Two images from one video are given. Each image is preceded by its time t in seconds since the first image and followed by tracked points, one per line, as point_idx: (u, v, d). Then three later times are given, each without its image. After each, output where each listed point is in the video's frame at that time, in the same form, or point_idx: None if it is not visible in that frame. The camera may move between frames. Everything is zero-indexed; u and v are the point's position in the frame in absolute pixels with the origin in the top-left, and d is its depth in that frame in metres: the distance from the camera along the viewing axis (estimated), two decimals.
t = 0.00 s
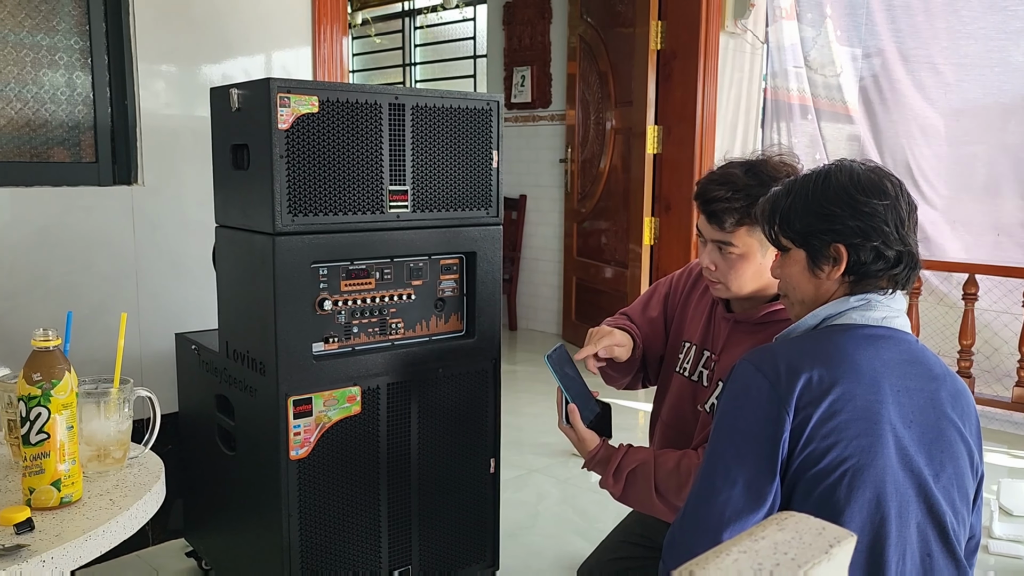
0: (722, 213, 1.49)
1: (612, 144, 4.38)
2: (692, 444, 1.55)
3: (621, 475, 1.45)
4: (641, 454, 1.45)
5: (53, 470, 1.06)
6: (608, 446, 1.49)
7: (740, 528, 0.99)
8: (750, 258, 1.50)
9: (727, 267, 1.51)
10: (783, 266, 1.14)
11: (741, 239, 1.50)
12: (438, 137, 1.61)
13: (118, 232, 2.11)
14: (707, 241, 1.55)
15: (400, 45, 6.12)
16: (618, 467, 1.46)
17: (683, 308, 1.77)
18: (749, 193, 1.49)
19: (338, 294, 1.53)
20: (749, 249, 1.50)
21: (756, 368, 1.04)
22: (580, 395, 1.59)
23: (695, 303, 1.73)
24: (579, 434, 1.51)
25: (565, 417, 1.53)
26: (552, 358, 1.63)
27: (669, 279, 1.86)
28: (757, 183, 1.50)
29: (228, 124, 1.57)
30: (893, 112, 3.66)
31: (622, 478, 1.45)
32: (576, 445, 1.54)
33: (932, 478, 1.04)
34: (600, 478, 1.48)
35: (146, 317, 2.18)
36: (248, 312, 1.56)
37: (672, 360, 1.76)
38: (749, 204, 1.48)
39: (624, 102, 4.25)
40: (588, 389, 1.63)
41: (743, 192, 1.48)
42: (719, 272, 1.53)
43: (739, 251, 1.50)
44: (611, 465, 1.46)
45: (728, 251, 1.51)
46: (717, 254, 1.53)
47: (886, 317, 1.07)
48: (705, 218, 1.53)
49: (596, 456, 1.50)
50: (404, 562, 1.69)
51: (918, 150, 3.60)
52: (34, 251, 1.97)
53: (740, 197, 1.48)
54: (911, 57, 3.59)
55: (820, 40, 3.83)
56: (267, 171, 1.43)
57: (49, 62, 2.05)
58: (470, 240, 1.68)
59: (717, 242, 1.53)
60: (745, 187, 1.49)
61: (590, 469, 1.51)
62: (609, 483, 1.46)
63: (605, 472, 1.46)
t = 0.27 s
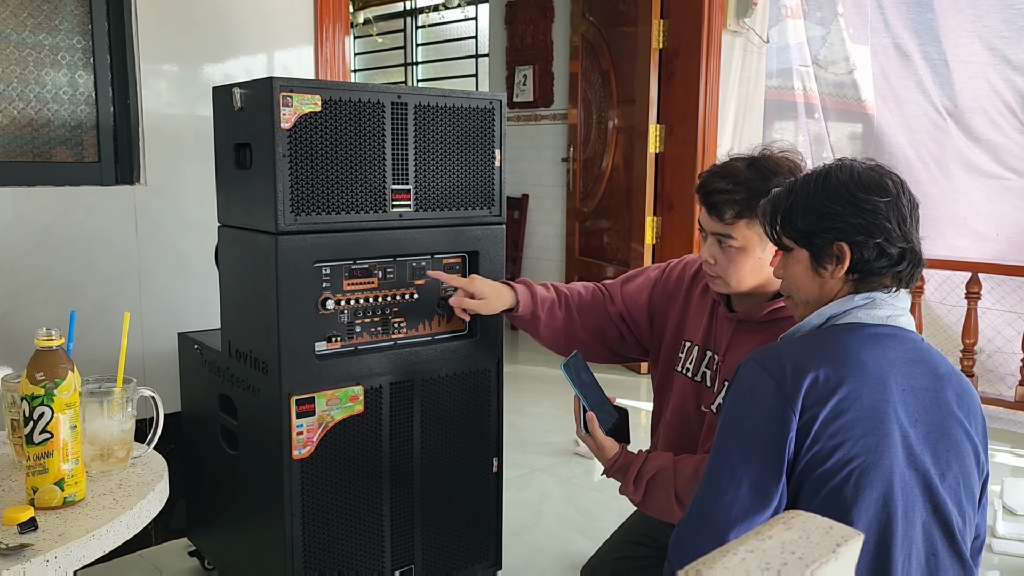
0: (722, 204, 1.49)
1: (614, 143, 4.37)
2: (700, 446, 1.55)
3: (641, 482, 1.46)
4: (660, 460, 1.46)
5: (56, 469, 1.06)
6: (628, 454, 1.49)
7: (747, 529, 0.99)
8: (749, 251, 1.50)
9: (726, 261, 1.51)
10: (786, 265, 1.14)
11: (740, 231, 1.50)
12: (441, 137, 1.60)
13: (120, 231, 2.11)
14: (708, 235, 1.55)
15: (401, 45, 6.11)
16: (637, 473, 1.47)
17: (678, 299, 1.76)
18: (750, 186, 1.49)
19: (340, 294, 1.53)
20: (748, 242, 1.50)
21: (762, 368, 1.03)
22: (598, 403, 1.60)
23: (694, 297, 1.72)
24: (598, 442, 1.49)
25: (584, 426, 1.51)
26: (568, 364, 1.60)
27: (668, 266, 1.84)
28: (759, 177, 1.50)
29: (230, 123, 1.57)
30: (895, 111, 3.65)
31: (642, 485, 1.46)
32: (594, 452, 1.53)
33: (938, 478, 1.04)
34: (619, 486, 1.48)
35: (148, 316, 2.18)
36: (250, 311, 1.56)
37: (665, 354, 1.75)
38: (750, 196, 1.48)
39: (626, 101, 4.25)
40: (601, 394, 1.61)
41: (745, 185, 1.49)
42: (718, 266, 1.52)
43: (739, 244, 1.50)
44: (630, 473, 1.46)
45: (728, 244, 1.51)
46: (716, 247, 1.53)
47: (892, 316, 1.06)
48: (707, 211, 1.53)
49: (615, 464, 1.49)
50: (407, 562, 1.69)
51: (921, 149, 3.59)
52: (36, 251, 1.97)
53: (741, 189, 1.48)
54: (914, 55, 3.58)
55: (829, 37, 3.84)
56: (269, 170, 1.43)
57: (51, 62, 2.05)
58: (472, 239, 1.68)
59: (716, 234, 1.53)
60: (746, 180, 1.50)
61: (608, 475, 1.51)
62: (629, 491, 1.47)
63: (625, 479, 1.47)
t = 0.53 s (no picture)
0: (719, 190, 1.49)
1: (614, 141, 4.37)
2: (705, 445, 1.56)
3: (666, 485, 1.48)
4: (683, 462, 1.49)
5: (55, 466, 1.06)
6: (650, 456, 1.50)
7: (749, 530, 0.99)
8: (744, 241, 1.50)
9: (721, 251, 1.51)
10: (786, 258, 1.13)
11: (736, 220, 1.49)
12: (440, 134, 1.60)
13: (120, 229, 2.10)
14: (703, 224, 1.55)
15: (401, 43, 6.11)
16: (661, 477, 1.49)
17: (665, 294, 1.73)
18: (748, 173, 1.49)
19: (340, 291, 1.53)
20: (743, 231, 1.50)
21: (761, 368, 1.03)
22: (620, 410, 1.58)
23: (684, 295, 1.70)
24: (621, 447, 1.49)
25: (604, 431, 1.50)
26: (586, 367, 1.57)
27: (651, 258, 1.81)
28: (756, 166, 1.50)
29: (229, 121, 1.57)
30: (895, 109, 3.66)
31: (667, 488, 1.48)
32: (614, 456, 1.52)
33: (937, 474, 1.04)
34: (644, 489, 1.50)
35: (148, 314, 2.18)
36: (250, 308, 1.55)
37: (651, 351, 1.73)
38: (747, 182, 1.48)
39: (626, 98, 4.24)
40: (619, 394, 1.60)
41: (741, 171, 1.49)
42: (714, 258, 1.52)
43: (734, 232, 1.50)
44: (654, 478, 1.48)
45: (723, 234, 1.51)
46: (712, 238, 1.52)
47: (889, 312, 1.06)
48: (702, 197, 1.53)
49: (638, 467, 1.50)
50: (407, 560, 1.69)
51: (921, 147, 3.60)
52: (35, 248, 1.97)
53: (739, 175, 1.48)
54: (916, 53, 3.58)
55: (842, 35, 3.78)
56: (269, 167, 1.43)
57: (51, 59, 2.05)
58: (472, 236, 1.68)
59: (712, 223, 1.52)
60: (743, 168, 1.50)
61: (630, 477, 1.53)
62: (654, 494, 1.48)
63: (649, 482, 1.49)
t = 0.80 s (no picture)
0: (714, 189, 1.49)
1: (614, 139, 4.37)
2: (705, 445, 1.57)
3: (667, 488, 1.48)
4: (684, 464, 1.49)
5: (55, 464, 1.06)
6: (650, 460, 1.50)
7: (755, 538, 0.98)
8: (739, 240, 1.50)
9: (716, 251, 1.51)
10: (796, 252, 1.10)
11: (731, 219, 1.50)
12: (440, 133, 1.60)
13: (120, 228, 2.11)
14: (699, 224, 1.55)
15: (401, 41, 6.11)
16: (662, 479, 1.49)
17: (660, 293, 1.73)
18: (743, 172, 1.49)
19: (340, 290, 1.53)
20: (739, 230, 1.50)
21: (764, 371, 1.02)
22: (618, 411, 1.57)
23: (679, 295, 1.70)
24: (621, 451, 1.48)
25: (604, 435, 1.49)
26: (584, 373, 1.57)
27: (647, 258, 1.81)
28: (751, 164, 1.50)
29: (229, 119, 1.57)
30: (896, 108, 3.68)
31: (667, 491, 1.48)
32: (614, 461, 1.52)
33: (937, 474, 1.05)
34: (645, 492, 1.50)
35: (148, 312, 2.18)
36: (249, 307, 1.56)
37: (647, 351, 1.73)
38: (742, 181, 1.48)
39: (626, 97, 4.24)
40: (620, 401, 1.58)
41: (738, 170, 1.49)
42: (709, 258, 1.52)
43: (730, 232, 1.50)
44: (655, 480, 1.48)
45: (719, 233, 1.51)
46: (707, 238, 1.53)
47: (888, 311, 1.07)
48: (699, 196, 1.53)
49: (639, 471, 1.50)
50: (408, 559, 1.69)
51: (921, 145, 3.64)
52: (35, 247, 1.97)
53: (734, 174, 1.48)
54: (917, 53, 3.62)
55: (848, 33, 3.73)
56: (269, 166, 1.43)
57: (50, 58, 2.05)
58: (472, 235, 1.68)
59: (707, 222, 1.52)
60: (738, 167, 1.50)
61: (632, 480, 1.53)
62: (656, 496, 1.48)
63: (650, 485, 1.49)
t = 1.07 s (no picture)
0: (713, 188, 1.49)
1: (615, 138, 4.36)
2: (705, 445, 1.57)
3: (666, 487, 1.48)
4: (682, 464, 1.48)
5: (56, 463, 1.06)
6: (649, 459, 1.50)
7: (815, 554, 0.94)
8: (738, 240, 1.50)
9: (715, 250, 1.51)
10: (851, 240, 1.06)
11: (730, 219, 1.50)
12: (441, 131, 1.60)
13: (121, 226, 2.11)
14: (697, 223, 1.55)
15: (401, 40, 6.10)
16: (661, 479, 1.49)
17: (658, 292, 1.73)
18: (742, 171, 1.49)
19: (340, 288, 1.53)
20: (737, 229, 1.50)
21: (816, 377, 0.98)
22: (618, 410, 1.57)
23: (677, 294, 1.70)
24: (621, 451, 1.48)
25: (603, 435, 1.50)
26: (583, 370, 1.57)
27: (645, 257, 1.81)
28: (749, 163, 1.50)
29: (229, 118, 1.57)
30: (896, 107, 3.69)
31: (666, 490, 1.48)
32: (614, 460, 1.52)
33: (932, 473, 1.08)
34: (645, 490, 1.50)
35: (148, 311, 2.18)
36: (250, 305, 1.56)
37: (644, 350, 1.73)
38: (740, 180, 1.48)
39: (626, 96, 4.23)
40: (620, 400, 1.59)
41: (736, 169, 1.49)
42: (707, 256, 1.52)
43: (728, 231, 1.50)
44: (654, 480, 1.48)
45: (717, 232, 1.51)
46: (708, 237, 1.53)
47: (893, 314, 1.09)
48: (697, 195, 1.53)
49: (638, 470, 1.51)
50: (407, 558, 1.69)
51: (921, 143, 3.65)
52: (34, 245, 1.97)
53: (733, 173, 1.48)
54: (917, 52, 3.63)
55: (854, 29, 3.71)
56: (269, 164, 1.43)
57: (50, 57, 2.05)
58: (472, 234, 1.68)
59: (706, 222, 1.53)
60: (738, 166, 1.50)
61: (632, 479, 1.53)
62: (655, 495, 1.48)
63: (648, 484, 1.49)
